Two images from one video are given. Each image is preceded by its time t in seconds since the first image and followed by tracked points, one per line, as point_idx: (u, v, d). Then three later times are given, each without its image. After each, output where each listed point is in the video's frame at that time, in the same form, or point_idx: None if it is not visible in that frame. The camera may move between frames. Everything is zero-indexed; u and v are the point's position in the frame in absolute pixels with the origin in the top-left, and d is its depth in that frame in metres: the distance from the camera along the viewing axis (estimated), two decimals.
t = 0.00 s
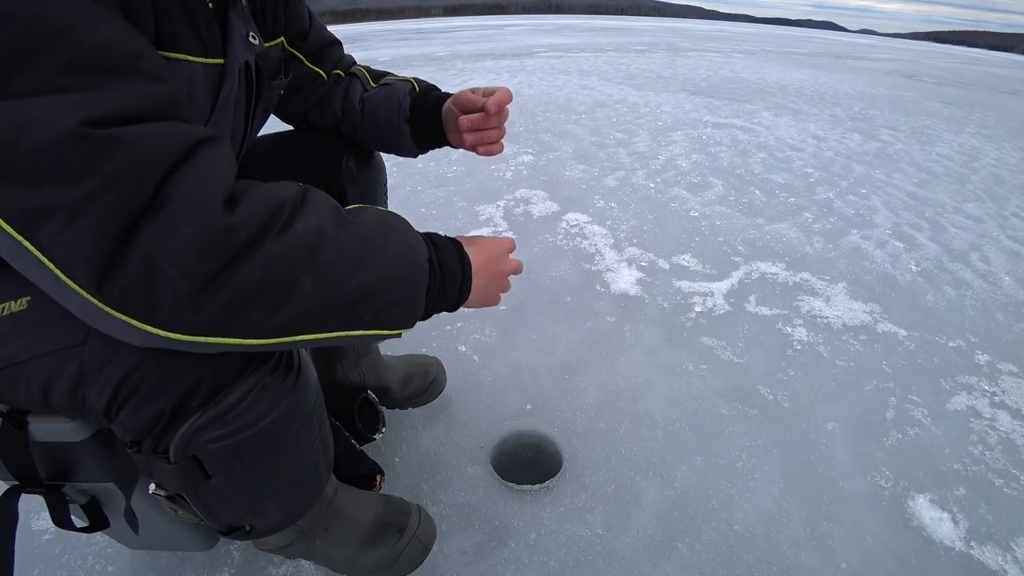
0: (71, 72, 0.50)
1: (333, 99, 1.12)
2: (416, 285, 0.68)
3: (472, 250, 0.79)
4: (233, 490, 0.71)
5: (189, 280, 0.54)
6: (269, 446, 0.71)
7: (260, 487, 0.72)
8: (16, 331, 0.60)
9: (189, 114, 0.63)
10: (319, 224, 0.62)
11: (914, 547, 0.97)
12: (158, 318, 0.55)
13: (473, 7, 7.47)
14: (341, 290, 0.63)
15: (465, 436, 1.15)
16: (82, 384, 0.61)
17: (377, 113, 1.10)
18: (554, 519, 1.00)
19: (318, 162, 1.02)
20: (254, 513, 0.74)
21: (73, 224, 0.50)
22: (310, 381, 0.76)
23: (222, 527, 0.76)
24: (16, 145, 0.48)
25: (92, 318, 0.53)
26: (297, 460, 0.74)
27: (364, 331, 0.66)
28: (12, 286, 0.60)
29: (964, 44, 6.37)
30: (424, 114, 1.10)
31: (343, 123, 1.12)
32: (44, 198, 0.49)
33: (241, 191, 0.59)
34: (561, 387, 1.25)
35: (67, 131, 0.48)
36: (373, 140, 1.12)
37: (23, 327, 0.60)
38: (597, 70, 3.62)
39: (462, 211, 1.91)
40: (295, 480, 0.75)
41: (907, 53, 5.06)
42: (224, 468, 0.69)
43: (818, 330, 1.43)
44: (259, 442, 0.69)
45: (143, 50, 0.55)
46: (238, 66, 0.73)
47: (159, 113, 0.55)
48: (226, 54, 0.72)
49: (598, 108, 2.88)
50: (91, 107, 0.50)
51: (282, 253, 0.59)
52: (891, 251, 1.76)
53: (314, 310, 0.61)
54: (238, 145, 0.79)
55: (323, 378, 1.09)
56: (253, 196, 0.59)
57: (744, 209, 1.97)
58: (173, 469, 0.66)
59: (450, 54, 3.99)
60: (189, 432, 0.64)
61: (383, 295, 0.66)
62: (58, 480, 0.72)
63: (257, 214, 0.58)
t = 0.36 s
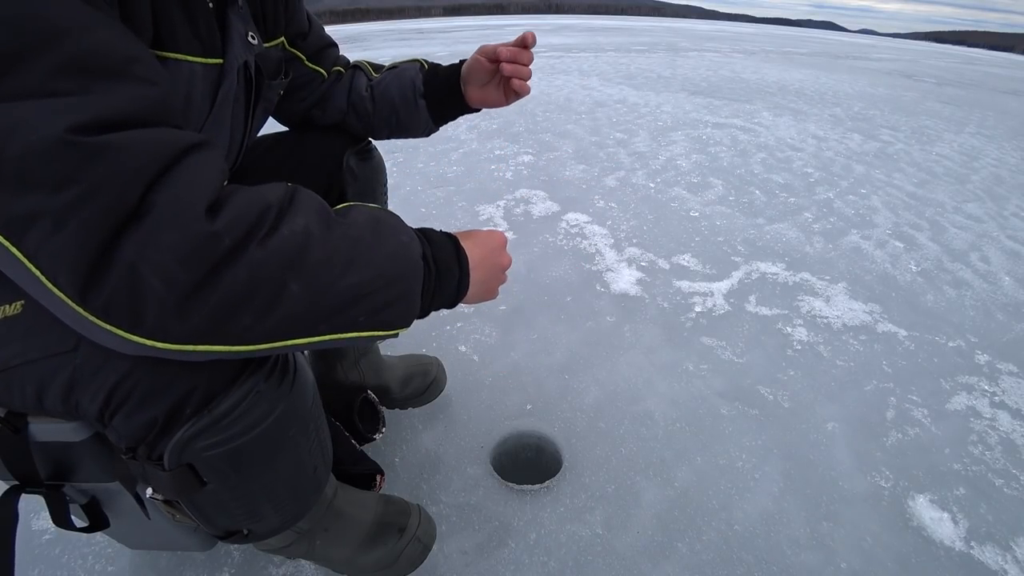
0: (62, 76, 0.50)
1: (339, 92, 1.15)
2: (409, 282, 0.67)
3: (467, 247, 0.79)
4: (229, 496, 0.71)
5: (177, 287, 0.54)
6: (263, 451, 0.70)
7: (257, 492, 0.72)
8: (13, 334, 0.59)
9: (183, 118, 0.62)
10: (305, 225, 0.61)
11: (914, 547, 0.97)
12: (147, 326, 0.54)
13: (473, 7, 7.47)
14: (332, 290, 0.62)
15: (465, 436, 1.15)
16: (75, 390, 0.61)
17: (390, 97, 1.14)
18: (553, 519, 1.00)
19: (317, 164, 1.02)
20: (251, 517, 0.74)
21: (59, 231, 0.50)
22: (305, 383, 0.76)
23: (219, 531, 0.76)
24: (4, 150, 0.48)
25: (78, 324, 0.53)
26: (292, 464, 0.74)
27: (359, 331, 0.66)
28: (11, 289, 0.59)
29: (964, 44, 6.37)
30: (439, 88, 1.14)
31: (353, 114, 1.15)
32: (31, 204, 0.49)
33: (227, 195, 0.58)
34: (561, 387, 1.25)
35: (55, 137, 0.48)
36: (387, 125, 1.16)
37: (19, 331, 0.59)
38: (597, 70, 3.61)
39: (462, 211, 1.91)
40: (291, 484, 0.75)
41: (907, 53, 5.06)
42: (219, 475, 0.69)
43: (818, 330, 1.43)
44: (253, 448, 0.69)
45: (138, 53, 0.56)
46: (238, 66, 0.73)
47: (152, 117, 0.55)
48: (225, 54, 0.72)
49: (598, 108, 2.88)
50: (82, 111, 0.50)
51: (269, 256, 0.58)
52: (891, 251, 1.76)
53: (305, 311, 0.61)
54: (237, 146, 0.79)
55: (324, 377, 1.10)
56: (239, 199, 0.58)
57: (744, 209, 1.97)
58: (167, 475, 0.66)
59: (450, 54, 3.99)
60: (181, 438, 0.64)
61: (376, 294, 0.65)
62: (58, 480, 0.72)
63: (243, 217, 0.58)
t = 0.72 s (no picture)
0: (70, 77, 0.50)
1: (355, 93, 1.15)
2: (413, 292, 0.68)
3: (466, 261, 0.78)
4: (229, 495, 0.71)
5: (185, 288, 0.54)
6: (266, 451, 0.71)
7: (258, 491, 0.72)
8: (13, 334, 0.59)
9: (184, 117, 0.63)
10: (315, 232, 0.62)
11: (914, 546, 0.97)
12: (154, 326, 0.54)
13: (473, 7, 7.47)
14: (338, 297, 0.63)
15: (465, 436, 1.15)
16: (77, 389, 0.61)
17: (413, 101, 1.16)
18: (554, 519, 1.00)
19: (317, 164, 1.02)
20: (252, 517, 0.74)
21: (69, 231, 0.49)
22: (308, 386, 0.76)
23: (219, 530, 0.76)
24: (12, 150, 0.47)
25: (82, 325, 0.52)
26: (293, 464, 0.74)
27: (362, 339, 0.66)
28: (11, 288, 0.58)
29: (964, 44, 6.37)
30: (464, 94, 1.18)
31: (372, 115, 1.15)
32: (40, 203, 0.48)
33: (238, 199, 0.59)
34: (561, 388, 1.25)
35: (65, 137, 0.48)
36: (406, 125, 1.17)
37: (19, 330, 0.59)
38: (597, 70, 3.61)
39: (462, 211, 1.91)
40: (292, 483, 0.75)
41: (907, 53, 5.05)
42: (220, 474, 0.69)
43: (818, 330, 1.43)
44: (255, 448, 0.69)
45: (142, 53, 0.55)
46: (238, 67, 0.73)
47: (158, 118, 0.55)
48: (226, 55, 0.72)
49: (598, 108, 2.87)
50: (91, 111, 0.50)
51: (278, 261, 0.59)
52: (891, 251, 1.76)
53: (311, 317, 0.61)
54: (238, 146, 0.79)
55: (323, 378, 1.10)
56: (250, 203, 0.59)
57: (744, 209, 1.97)
58: (169, 474, 0.66)
59: (449, 54, 3.99)
60: (184, 438, 0.65)
61: (380, 303, 0.66)
62: (57, 481, 0.72)
63: (255, 222, 0.58)
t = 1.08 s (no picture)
0: (75, 77, 0.50)
1: (363, 97, 1.16)
2: (413, 277, 0.68)
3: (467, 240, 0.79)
4: (230, 493, 0.71)
5: (185, 286, 0.54)
6: (267, 449, 0.71)
7: (259, 489, 0.72)
8: (14, 333, 0.59)
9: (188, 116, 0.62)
10: (312, 223, 0.61)
11: (914, 546, 0.97)
12: (155, 323, 0.55)
13: (473, 7, 7.48)
14: (338, 286, 0.62)
15: (465, 436, 1.15)
16: (78, 388, 0.61)
17: (425, 112, 1.19)
18: (554, 519, 1.00)
19: (317, 164, 1.02)
20: (253, 515, 0.74)
21: (71, 231, 0.49)
22: (307, 380, 0.77)
23: (220, 529, 0.76)
24: (16, 151, 0.47)
25: (89, 326, 0.53)
26: (293, 462, 0.74)
27: (364, 326, 0.66)
28: (11, 288, 0.58)
29: (964, 44, 6.37)
30: (470, 118, 1.26)
31: (379, 120, 1.16)
32: (42, 203, 0.48)
33: (233, 193, 0.58)
34: (561, 387, 1.25)
35: (68, 137, 0.48)
36: (416, 134, 1.20)
37: (20, 329, 0.59)
38: (597, 70, 3.61)
39: (462, 211, 1.91)
40: (292, 481, 0.75)
41: (908, 53, 5.05)
42: (221, 471, 0.69)
43: (818, 330, 1.43)
44: (256, 445, 0.69)
45: (146, 53, 0.55)
46: (241, 68, 0.73)
47: (162, 118, 0.55)
48: (228, 56, 0.72)
49: (598, 108, 2.87)
50: (96, 111, 0.50)
51: (277, 254, 0.58)
52: (891, 251, 1.76)
53: (312, 308, 0.61)
54: (239, 147, 0.79)
55: (323, 378, 1.10)
56: (245, 198, 0.58)
57: (744, 209, 1.97)
58: (169, 473, 0.66)
59: (450, 54, 3.99)
60: (185, 436, 0.65)
61: (380, 289, 0.65)
62: (58, 481, 0.72)
63: (251, 217, 0.58)
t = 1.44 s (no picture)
0: (72, 78, 0.50)
1: (362, 99, 1.16)
2: (406, 249, 0.67)
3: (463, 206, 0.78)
4: (230, 493, 0.71)
5: (175, 287, 0.54)
6: (266, 449, 0.71)
7: (259, 489, 0.72)
8: (14, 333, 0.59)
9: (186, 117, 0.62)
10: (296, 209, 0.60)
11: (913, 547, 0.97)
12: (150, 325, 0.55)
13: (473, 7, 7.48)
14: (331, 269, 0.61)
15: (465, 436, 1.15)
16: (78, 388, 0.61)
17: (426, 119, 1.19)
18: (554, 519, 1.00)
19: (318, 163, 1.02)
20: (253, 515, 0.74)
21: (63, 235, 0.49)
22: (305, 376, 0.76)
23: (220, 528, 0.76)
24: (12, 153, 0.48)
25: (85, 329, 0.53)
26: (293, 461, 0.74)
27: (362, 305, 0.65)
28: (10, 289, 0.58)
29: (964, 44, 6.37)
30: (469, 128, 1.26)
31: (378, 122, 1.16)
32: (37, 207, 0.49)
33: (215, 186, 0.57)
34: (561, 387, 1.25)
35: (64, 141, 0.48)
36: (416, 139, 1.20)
37: (21, 329, 0.59)
38: (597, 70, 3.61)
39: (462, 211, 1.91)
40: (292, 481, 0.75)
41: (907, 53, 5.05)
42: (221, 471, 0.69)
43: (818, 330, 1.43)
44: (256, 444, 0.69)
45: (145, 54, 0.55)
46: (241, 67, 0.73)
47: (161, 118, 0.55)
48: (228, 56, 0.72)
49: (598, 108, 2.87)
50: (93, 112, 0.50)
51: (264, 245, 0.57)
52: (891, 251, 1.76)
53: (306, 294, 0.60)
54: (239, 147, 0.79)
55: (323, 378, 1.10)
56: (227, 191, 0.57)
57: (744, 209, 1.97)
58: (169, 473, 0.66)
59: (450, 54, 3.99)
60: (185, 436, 0.64)
61: (374, 267, 0.64)
62: (58, 480, 0.72)
63: (235, 210, 0.56)
